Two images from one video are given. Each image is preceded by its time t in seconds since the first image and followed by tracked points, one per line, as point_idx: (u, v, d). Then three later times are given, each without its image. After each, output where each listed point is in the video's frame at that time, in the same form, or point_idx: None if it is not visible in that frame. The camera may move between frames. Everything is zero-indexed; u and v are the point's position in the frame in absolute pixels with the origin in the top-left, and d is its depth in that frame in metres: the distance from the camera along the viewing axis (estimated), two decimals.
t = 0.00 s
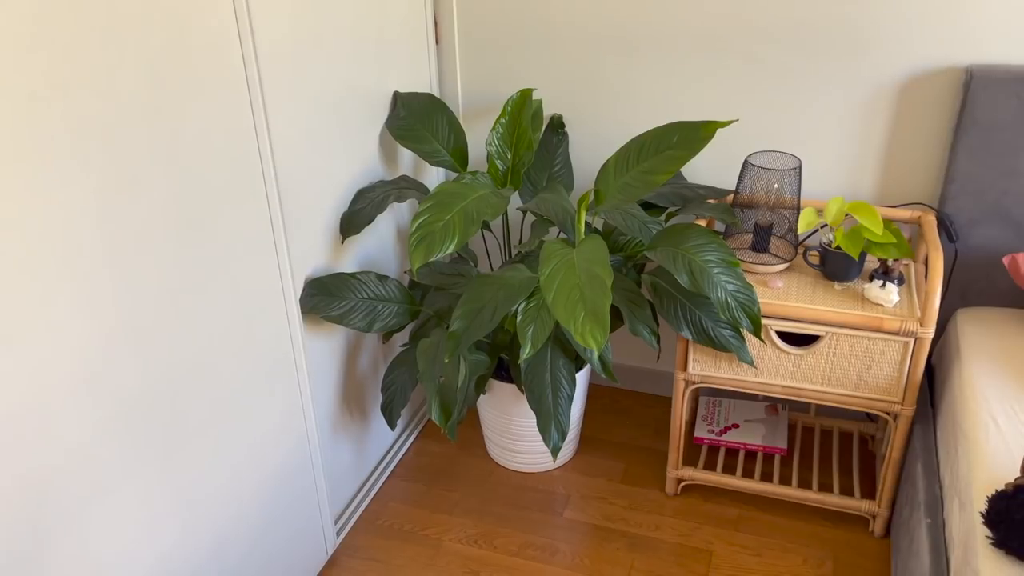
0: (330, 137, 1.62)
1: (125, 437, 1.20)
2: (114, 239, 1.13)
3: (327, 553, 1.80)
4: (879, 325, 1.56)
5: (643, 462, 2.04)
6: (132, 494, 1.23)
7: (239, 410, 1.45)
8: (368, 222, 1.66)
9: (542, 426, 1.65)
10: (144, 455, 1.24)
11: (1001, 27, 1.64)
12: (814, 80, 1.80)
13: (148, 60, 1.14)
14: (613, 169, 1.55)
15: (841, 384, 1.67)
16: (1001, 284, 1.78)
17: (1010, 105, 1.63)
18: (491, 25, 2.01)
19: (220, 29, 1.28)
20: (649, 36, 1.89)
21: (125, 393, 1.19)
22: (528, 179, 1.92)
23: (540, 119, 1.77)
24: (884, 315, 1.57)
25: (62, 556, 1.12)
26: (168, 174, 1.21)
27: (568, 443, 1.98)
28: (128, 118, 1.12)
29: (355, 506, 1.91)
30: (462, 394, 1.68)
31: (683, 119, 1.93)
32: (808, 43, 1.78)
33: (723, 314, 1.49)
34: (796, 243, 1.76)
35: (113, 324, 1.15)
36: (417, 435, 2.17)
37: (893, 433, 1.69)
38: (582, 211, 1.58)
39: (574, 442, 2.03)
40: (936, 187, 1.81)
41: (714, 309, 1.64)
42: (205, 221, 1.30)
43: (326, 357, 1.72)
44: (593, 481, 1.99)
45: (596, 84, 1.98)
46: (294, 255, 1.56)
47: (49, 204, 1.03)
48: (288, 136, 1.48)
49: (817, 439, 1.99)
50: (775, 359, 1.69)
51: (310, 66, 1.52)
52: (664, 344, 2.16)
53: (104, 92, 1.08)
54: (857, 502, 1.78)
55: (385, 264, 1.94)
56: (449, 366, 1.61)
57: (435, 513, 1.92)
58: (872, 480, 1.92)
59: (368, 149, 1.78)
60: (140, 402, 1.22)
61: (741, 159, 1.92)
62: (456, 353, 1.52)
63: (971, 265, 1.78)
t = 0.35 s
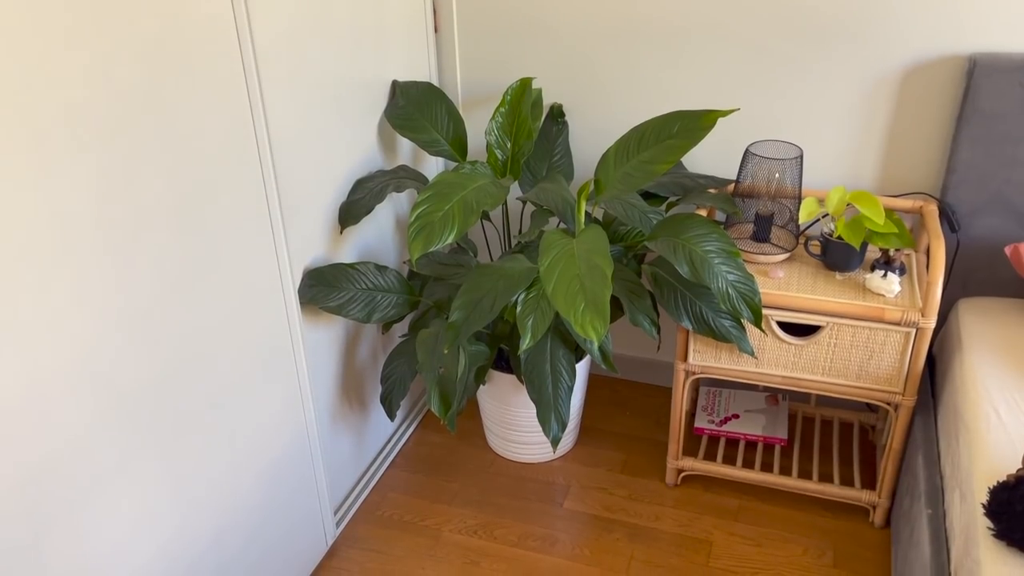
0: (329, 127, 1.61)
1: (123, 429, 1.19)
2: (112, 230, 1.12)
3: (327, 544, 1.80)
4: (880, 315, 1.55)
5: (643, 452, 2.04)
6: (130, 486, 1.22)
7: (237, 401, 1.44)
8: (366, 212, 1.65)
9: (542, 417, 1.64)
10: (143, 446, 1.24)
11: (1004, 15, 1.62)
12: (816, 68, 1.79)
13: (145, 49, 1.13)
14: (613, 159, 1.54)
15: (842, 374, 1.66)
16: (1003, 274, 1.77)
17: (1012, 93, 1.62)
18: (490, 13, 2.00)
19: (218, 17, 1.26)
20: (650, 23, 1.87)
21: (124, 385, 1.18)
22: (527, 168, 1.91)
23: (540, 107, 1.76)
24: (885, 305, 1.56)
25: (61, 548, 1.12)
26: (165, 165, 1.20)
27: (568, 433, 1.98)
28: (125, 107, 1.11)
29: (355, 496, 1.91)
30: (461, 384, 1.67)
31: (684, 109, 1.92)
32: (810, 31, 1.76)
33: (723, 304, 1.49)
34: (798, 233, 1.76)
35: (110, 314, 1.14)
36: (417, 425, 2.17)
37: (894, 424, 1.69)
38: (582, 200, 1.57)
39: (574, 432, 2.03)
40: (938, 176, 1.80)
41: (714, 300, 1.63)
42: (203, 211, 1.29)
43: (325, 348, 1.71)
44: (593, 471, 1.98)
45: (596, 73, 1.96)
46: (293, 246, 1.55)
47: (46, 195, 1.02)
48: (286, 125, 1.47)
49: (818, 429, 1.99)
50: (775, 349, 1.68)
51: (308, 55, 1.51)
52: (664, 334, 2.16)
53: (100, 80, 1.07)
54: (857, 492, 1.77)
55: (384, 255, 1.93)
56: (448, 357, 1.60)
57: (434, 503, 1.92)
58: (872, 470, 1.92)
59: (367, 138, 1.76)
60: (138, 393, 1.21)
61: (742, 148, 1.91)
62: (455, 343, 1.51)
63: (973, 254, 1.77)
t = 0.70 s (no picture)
0: (330, 120, 1.60)
1: (124, 426, 1.19)
2: (112, 224, 1.11)
3: (329, 539, 1.80)
4: (885, 310, 1.54)
5: (645, 447, 2.03)
6: (131, 483, 1.22)
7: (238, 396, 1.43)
8: (368, 206, 1.64)
9: (544, 412, 1.63)
10: (144, 442, 1.23)
11: (1012, 6, 1.61)
12: (821, 61, 1.77)
13: (144, 42, 1.12)
14: (616, 153, 1.53)
15: (846, 369, 1.65)
16: (1009, 268, 1.76)
17: (1019, 86, 1.61)
18: (493, 5, 1.98)
19: (218, 10, 1.25)
20: (654, 15, 1.86)
21: (124, 380, 1.18)
22: (530, 162, 1.89)
23: (542, 100, 1.75)
24: (890, 300, 1.55)
25: (61, 544, 1.11)
26: (165, 159, 1.19)
27: (570, 428, 1.97)
28: (124, 100, 1.10)
29: (356, 491, 1.90)
30: (463, 379, 1.66)
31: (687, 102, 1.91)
32: (815, 23, 1.75)
33: (727, 299, 1.48)
34: (802, 227, 1.74)
35: (110, 309, 1.13)
36: (418, 420, 2.16)
37: (898, 419, 1.68)
38: (584, 194, 1.56)
39: (576, 427, 2.02)
40: (943, 170, 1.79)
41: (717, 295, 1.62)
42: (203, 206, 1.28)
43: (326, 342, 1.70)
44: (595, 466, 1.98)
45: (599, 65, 1.95)
46: (294, 240, 1.54)
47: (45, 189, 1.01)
48: (287, 119, 1.46)
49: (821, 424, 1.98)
50: (779, 344, 1.67)
51: (309, 48, 1.50)
52: (667, 329, 2.15)
53: (99, 72, 1.06)
54: (860, 488, 1.77)
55: (386, 249, 1.92)
56: (450, 352, 1.59)
57: (436, 498, 1.91)
58: (876, 466, 1.91)
59: (368, 132, 1.75)
60: (139, 389, 1.20)
61: (746, 142, 1.90)
62: (457, 338, 1.50)
63: (978, 249, 1.76)
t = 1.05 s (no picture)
0: (331, 117, 1.59)
1: (124, 426, 1.18)
2: (111, 223, 1.10)
3: (330, 538, 1.79)
4: (891, 309, 1.53)
5: (648, 445, 2.02)
6: (131, 483, 1.21)
7: (238, 395, 1.42)
8: (369, 203, 1.62)
9: (547, 412, 1.62)
10: (145, 443, 1.22)
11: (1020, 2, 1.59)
12: (826, 57, 1.76)
13: (143, 38, 1.11)
14: (620, 149, 1.52)
15: (851, 368, 1.64)
16: (1016, 266, 1.75)
17: None
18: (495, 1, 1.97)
19: (219, 6, 1.24)
20: (657, 10, 1.84)
21: (125, 380, 1.16)
22: (532, 159, 1.88)
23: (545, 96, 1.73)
24: (896, 298, 1.54)
25: (60, 545, 1.10)
26: (165, 157, 1.17)
27: (572, 427, 1.96)
28: (123, 97, 1.09)
29: (358, 490, 1.89)
30: (465, 378, 1.65)
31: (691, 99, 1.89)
32: (820, 19, 1.73)
33: (731, 297, 1.46)
34: (807, 225, 1.73)
35: (108, 308, 1.12)
36: (420, 418, 2.15)
37: (904, 419, 1.67)
38: (588, 191, 1.54)
39: (579, 425, 2.01)
40: (950, 167, 1.77)
41: (722, 293, 1.61)
42: (203, 204, 1.26)
43: (327, 341, 1.69)
44: (598, 465, 1.97)
45: (603, 62, 1.93)
46: (295, 239, 1.53)
47: (44, 187, 0.99)
48: (288, 116, 1.45)
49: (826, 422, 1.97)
50: (784, 343, 1.66)
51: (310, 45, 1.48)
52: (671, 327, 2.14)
53: (97, 68, 1.04)
54: (865, 487, 1.76)
55: (387, 246, 1.91)
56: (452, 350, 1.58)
57: (438, 497, 1.90)
58: (881, 465, 1.90)
59: (370, 129, 1.74)
60: (139, 389, 1.19)
61: (750, 139, 1.88)
62: (460, 337, 1.49)
63: (985, 247, 1.75)
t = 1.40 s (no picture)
0: (335, 115, 1.58)
1: (128, 426, 1.18)
2: (114, 223, 1.09)
3: (333, 537, 1.79)
4: (897, 308, 1.52)
5: (652, 445, 2.01)
6: (134, 483, 1.20)
7: (241, 394, 1.42)
8: (373, 202, 1.62)
9: (551, 411, 1.62)
10: (149, 443, 1.22)
11: None
12: (832, 56, 1.75)
13: (146, 36, 1.10)
14: (625, 148, 1.51)
15: (857, 368, 1.63)
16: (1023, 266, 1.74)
17: None
18: None
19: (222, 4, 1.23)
20: (662, 8, 1.83)
21: (127, 380, 1.16)
22: (537, 157, 1.87)
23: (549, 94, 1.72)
24: (902, 298, 1.53)
25: (63, 546, 1.10)
26: (168, 157, 1.17)
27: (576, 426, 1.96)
28: (126, 96, 1.08)
29: (361, 489, 1.89)
30: (469, 377, 1.65)
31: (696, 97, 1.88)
32: (826, 18, 1.72)
33: (737, 297, 1.46)
34: (812, 224, 1.72)
35: (111, 308, 1.12)
36: (424, 417, 2.15)
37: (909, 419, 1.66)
38: (592, 190, 1.54)
39: (583, 424, 2.00)
40: (956, 166, 1.76)
41: (727, 292, 1.61)
42: (206, 203, 1.26)
43: (331, 340, 1.69)
44: (602, 465, 1.96)
45: (607, 59, 1.92)
46: (298, 237, 1.52)
47: (47, 187, 0.99)
48: (291, 114, 1.44)
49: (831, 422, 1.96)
50: (789, 343, 1.65)
51: (314, 42, 1.48)
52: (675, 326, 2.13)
53: (100, 66, 1.04)
54: (870, 488, 1.75)
55: (391, 245, 1.90)
56: (456, 350, 1.58)
57: (442, 496, 1.90)
58: (886, 465, 1.89)
59: (373, 127, 1.73)
60: (143, 388, 1.19)
61: (755, 137, 1.88)
62: (463, 336, 1.48)
63: (992, 246, 1.74)
